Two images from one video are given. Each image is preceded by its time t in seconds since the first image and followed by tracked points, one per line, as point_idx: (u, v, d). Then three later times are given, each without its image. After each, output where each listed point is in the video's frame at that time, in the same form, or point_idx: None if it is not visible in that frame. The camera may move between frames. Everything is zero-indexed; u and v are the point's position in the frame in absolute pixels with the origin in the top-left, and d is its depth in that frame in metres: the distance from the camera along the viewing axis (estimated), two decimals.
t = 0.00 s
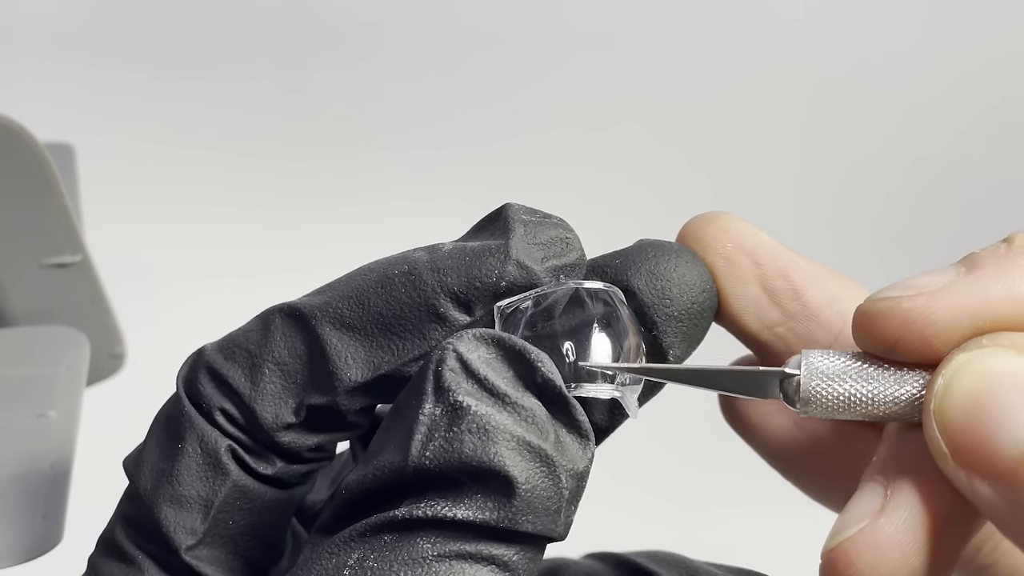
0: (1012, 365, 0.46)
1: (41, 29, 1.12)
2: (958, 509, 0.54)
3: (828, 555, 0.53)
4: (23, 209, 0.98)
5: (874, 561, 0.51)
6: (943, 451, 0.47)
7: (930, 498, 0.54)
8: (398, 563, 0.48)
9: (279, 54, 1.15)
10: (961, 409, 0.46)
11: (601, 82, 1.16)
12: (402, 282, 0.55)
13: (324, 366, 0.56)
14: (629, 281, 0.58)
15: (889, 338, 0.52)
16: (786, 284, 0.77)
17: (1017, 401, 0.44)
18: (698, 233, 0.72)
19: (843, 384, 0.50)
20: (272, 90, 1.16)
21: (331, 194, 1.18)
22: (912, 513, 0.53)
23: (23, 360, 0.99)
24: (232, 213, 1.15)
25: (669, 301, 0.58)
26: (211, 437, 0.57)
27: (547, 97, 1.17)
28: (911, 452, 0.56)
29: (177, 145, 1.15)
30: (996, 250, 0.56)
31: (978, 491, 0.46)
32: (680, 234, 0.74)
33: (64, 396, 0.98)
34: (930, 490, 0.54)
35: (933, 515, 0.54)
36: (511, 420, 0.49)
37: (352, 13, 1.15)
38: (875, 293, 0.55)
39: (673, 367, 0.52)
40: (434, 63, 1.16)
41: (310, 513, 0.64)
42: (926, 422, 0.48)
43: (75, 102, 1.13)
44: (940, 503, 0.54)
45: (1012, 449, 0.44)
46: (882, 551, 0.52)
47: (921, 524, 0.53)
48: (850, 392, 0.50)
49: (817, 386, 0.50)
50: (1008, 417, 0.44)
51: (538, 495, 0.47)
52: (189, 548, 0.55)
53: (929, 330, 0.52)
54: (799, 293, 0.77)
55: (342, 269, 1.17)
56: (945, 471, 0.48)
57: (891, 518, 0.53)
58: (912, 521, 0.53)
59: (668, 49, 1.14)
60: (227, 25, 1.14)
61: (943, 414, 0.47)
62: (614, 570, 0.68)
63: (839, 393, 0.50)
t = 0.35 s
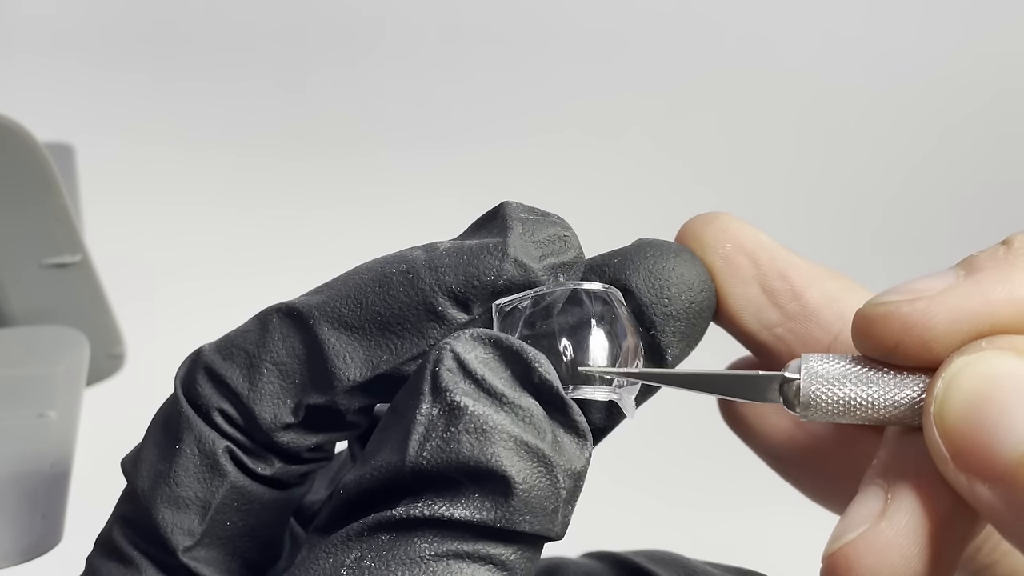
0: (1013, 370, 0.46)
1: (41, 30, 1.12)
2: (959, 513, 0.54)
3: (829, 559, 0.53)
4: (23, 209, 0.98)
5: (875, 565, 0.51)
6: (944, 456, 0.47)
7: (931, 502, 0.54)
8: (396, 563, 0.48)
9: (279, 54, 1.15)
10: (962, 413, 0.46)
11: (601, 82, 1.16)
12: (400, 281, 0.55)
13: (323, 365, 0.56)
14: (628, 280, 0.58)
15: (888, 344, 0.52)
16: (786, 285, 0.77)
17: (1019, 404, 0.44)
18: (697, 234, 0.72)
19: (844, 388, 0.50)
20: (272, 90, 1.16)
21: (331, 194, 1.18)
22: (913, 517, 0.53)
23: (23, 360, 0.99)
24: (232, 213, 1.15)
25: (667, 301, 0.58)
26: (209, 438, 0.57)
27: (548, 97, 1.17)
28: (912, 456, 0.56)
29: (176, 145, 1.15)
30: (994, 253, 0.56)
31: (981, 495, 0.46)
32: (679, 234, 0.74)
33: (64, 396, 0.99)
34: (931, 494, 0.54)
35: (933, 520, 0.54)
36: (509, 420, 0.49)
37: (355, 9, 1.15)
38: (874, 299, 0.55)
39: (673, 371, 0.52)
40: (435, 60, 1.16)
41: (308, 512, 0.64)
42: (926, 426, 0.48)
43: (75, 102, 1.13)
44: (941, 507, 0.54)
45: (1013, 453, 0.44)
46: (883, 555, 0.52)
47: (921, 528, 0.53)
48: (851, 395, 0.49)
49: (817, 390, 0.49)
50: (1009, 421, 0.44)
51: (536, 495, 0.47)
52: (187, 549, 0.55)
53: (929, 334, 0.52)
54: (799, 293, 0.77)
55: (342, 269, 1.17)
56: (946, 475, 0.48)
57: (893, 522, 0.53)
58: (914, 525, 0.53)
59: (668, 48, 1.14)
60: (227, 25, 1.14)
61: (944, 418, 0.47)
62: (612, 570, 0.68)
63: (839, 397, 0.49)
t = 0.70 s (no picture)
0: (1013, 366, 0.46)
1: (42, 29, 1.12)
2: (959, 507, 0.54)
3: (828, 552, 0.53)
4: (23, 209, 0.98)
5: (874, 558, 0.52)
6: (943, 451, 0.47)
7: (930, 495, 0.54)
8: (396, 563, 0.48)
9: (279, 55, 1.16)
10: (961, 409, 0.46)
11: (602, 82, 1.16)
12: (401, 280, 0.55)
13: (323, 365, 0.56)
14: (628, 278, 0.58)
15: (888, 337, 0.52)
16: (786, 283, 0.77)
17: (1017, 401, 0.44)
18: (697, 232, 0.72)
19: (842, 381, 0.50)
20: (273, 90, 1.16)
21: (331, 193, 1.18)
22: (912, 511, 0.53)
23: (23, 360, 0.99)
24: (232, 213, 1.15)
25: (668, 299, 0.58)
26: (209, 438, 0.57)
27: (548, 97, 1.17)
28: (912, 450, 0.56)
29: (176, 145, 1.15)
30: (996, 247, 0.56)
31: (979, 492, 0.46)
32: (679, 233, 0.74)
33: (64, 396, 0.99)
34: (930, 488, 0.54)
35: (933, 513, 0.54)
36: (510, 420, 0.49)
37: (358, 19, 1.15)
38: (875, 292, 0.55)
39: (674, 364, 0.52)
40: (434, 61, 1.16)
41: (309, 513, 0.64)
42: (926, 420, 0.48)
43: (75, 102, 1.13)
44: (940, 501, 0.54)
45: (1013, 450, 0.44)
46: (882, 548, 0.52)
47: (921, 522, 0.53)
48: (850, 389, 0.49)
49: (817, 384, 0.49)
50: (1008, 418, 0.44)
51: (537, 496, 0.47)
52: (188, 549, 0.55)
53: (930, 329, 0.52)
54: (799, 292, 0.77)
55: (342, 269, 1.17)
56: (945, 470, 0.48)
57: (892, 516, 0.53)
58: (913, 519, 0.53)
59: (668, 49, 1.14)
60: (228, 25, 1.14)
61: (943, 413, 0.47)
62: (612, 569, 0.68)
63: (838, 391, 0.49)
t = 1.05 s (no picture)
0: (1014, 357, 0.46)
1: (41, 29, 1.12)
2: (959, 493, 0.54)
3: (824, 538, 0.53)
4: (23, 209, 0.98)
5: (869, 544, 0.52)
6: (943, 441, 0.47)
7: (929, 482, 0.54)
8: (397, 564, 0.48)
9: (279, 54, 1.15)
10: (961, 399, 0.46)
11: (603, 82, 1.16)
12: (402, 281, 0.55)
13: (324, 366, 0.56)
14: (631, 278, 0.58)
15: (889, 325, 0.52)
16: (788, 283, 0.77)
17: (1017, 393, 0.44)
18: (699, 232, 0.72)
19: (843, 368, 0.50)
20: (274, 90, 1.16)
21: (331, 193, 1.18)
22: (910, 497, 0.53)
23: (23, 360, 0.99)
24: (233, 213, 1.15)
25: (671, 299, 0.58)
26: (210, 439, 0.57)
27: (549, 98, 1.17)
28: (911, 438, 0.56)
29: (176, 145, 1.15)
30: (999, 238, 0.56)
31: (979, 483, 0.46)
32: (681, 233, 0.74)
33: (64, 396, 0.99)
34: (929, 475, 0.54)
35: (931, 500, 0.53)
36: (510, 421, 0.49)
37: (351, 9, 1.14)
38: (876, 280, 0.55)
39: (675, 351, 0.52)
40: (434, 61, 1.16)
41: (310, 513, 0.63)
42: (926, 411, 0.48)
43: (76, 102, 1.13)
44: (939, 487, 0.53)
45: (1013, 442, 0.44)
46: (878, 534, 0.52)
47: (919, 509, 0.53)
48: (850, 376, 0.49)
49: (817, 370, 0.49)
50: (1008, 410, 0.44)
51: (538, 497, 0.47)
52: (189, 550, 0.55)
53: (931, 316, 0.52)
54: (801, 292, 0.77)
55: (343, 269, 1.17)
56: (945, 461, 0.48)
57: (889, 502, 0.53)
58: (910, 505, 0.53)
59: (669, 49, 1.14)
60: (228, 25, 1.14)
61: (943, 404, 0.47)
62: (613, 569, 0.68)
63: (838, 377, 0.49)
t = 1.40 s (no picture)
0: (1013, 359, 0.46)
1: (41, 29, 1.12)
2: (956, 499, 0.54)
3: (822, 542, 0.53)
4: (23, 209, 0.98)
5: (868, 548, 0.51)
6: (943, 444, 0.47)
7: (927, 487, 0.54)
8: (396, 564, 0.48)
9: (279, 54, 1.15)
10: (961, 403, 0.46)
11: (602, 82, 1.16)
12: (402, 280, 0.55)
13: (324, 365, 0.56)
14: (630, 277, 0.58)
15: (887, 327, 0.52)
16: (788, 282, 0.77)
17: (1016, 394, 0.44)
18: (698, 231, 0.72)
19: (841, 372, 0.50)
20: (274, 90, 1.16)
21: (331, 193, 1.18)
22: (908, 502, 0.53)
23: (23, 360, 0.99)
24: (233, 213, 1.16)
25: (670, 298, 0.58)
26: (211, 439, 0.57)
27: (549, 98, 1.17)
28: (909, 442, 0.56)
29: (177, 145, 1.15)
30: (996, 241, 0.56)
31: (979, 484, 0.46)
32: (680, 231, 0.74)
33: (64, 397, 0.99)
34: (927, 479, 0.54)
35: (930, 505, 0.53)
36: (509, 420, 0.49)
37: (352, 9, 1.14)
38: (874, 283, 0.55)
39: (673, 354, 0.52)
40: (433, 61, 1.16)
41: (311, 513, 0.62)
42: (925, 414, 0.48)
43: (76, 103, 1.13)
44: (937, 492, 0.54)
45: (1013, 444, 0.44)
46: (876, 538, 0.52)
47: (917, 514, 0.53)
48: (848, 379, 0.49)
49: (814, 374, 0.49)
50: (1009, 412, 0.44)
51: (536, 497, 0.47)
52: (189, 550, 0.56)
53: (929, 317, 0.52)
54: (800, 290, 0.77)
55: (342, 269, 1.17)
56: (944, 462, 0.48)
57: (888, 506, 0.53)
58: (908, 509, 0.53)
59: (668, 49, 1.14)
60: (228, 25, 1.14)
61: (943, 407, 0.47)
62: (612, 570, 0.68)
63: (836, 381, 0.49)
